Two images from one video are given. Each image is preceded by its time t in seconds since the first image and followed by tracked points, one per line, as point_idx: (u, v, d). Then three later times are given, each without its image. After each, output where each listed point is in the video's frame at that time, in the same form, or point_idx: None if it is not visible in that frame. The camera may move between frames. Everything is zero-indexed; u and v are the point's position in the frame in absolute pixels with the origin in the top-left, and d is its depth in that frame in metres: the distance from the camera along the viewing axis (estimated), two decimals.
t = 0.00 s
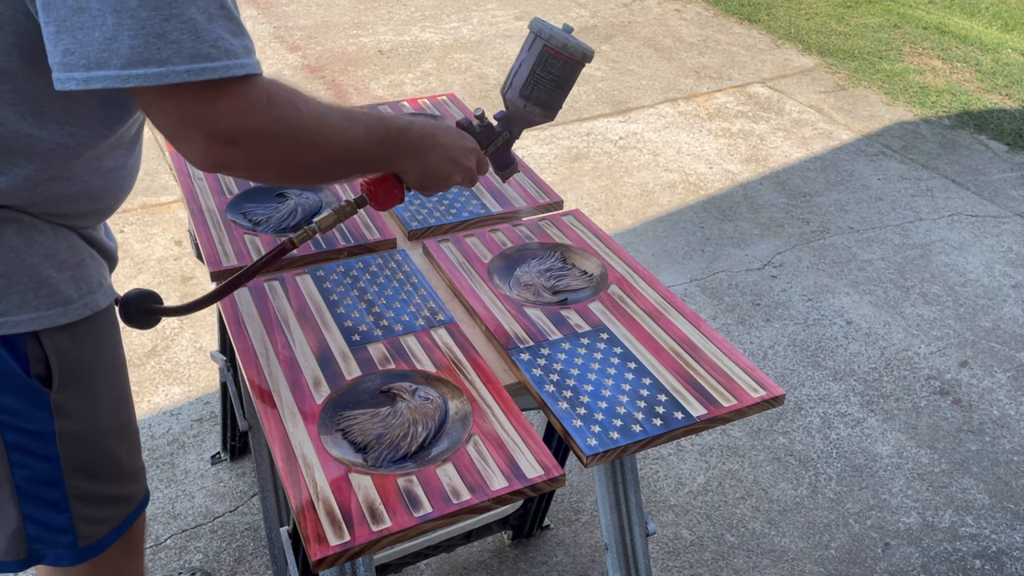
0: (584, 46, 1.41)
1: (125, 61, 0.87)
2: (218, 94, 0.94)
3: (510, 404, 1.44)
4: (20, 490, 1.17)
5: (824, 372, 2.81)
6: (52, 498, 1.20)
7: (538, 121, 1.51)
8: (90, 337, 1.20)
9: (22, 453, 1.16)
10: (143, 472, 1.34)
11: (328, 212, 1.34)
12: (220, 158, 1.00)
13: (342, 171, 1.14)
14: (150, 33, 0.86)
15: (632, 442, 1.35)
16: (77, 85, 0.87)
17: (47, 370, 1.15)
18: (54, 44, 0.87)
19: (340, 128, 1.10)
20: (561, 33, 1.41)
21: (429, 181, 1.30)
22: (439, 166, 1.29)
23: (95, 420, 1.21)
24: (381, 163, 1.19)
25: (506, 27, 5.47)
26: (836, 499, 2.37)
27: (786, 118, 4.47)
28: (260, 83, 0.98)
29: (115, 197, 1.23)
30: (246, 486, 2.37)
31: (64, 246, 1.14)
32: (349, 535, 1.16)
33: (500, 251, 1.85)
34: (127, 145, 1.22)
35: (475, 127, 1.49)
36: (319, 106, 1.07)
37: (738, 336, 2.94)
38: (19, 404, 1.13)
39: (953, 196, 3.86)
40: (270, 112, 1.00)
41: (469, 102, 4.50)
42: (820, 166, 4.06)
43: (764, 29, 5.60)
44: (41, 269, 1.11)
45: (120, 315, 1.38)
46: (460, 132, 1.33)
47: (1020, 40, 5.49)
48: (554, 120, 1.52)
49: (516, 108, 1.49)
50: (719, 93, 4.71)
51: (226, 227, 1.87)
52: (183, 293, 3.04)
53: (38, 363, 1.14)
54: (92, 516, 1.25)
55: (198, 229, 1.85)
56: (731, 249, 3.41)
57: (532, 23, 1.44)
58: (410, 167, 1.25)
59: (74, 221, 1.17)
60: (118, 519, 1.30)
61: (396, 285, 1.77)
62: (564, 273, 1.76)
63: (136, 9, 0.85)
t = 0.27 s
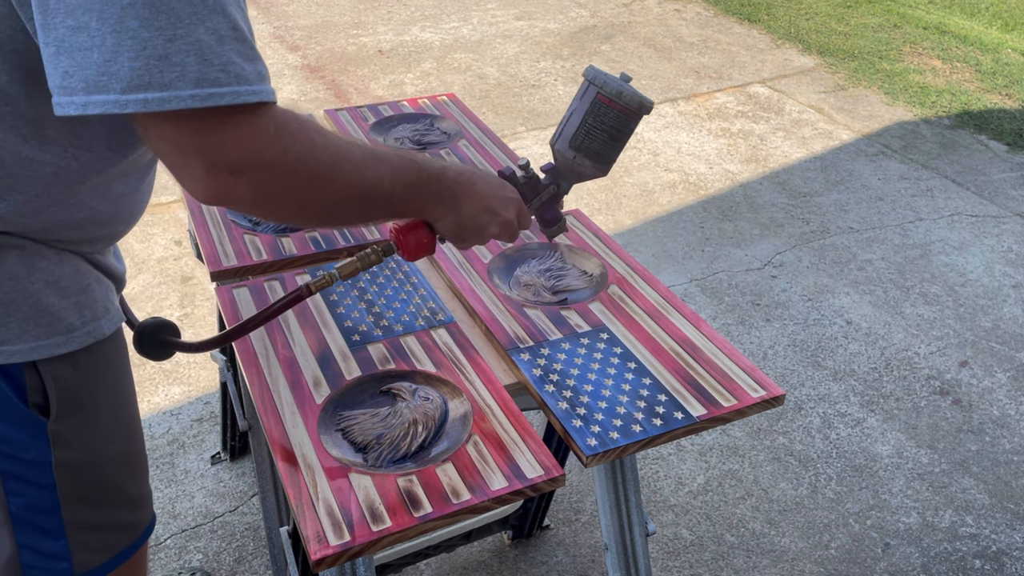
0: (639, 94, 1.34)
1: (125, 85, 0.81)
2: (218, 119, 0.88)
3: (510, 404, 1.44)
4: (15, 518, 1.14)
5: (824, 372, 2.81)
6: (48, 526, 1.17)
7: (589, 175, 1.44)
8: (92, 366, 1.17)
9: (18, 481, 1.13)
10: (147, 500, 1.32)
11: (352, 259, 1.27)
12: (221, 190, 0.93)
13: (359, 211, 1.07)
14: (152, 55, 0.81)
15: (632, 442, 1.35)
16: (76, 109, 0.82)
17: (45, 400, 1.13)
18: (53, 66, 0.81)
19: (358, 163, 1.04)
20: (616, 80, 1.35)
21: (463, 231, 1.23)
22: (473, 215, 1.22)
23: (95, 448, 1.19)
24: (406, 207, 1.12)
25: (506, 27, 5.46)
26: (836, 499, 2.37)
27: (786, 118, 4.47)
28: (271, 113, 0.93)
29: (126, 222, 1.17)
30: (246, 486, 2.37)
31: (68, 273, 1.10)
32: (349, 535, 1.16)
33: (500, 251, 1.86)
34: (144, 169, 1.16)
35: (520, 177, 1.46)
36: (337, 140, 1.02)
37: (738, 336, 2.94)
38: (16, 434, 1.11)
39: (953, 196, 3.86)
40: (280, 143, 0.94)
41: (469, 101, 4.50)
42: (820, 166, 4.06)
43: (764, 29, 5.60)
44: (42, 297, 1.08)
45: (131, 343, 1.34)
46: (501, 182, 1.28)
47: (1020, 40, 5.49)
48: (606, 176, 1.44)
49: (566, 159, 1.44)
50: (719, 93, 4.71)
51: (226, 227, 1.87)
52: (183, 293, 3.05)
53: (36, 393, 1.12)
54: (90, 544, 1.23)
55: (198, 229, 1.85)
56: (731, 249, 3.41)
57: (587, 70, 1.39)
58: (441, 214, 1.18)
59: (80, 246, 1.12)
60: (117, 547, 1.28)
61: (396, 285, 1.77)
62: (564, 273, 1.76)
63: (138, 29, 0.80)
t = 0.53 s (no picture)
0: (695, 127, 1.30)
1: (129, 105, 0.77)
2: (225, 145, 0.83)
3: (510, 404, 1.44)
4: (14, 542, 1.15)
5: (824, 372, 2.81)
6: (46, 551, 1.18)
7: (641, 215, 1.39)
8: (95, 392, 1.16)
9: (16, 508, 1.13)
10: (149, 521, 1.31)
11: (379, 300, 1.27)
12: (226, 218, 0.88)
13: (377, 243, 1.02)
14: (157, 75, 0.77)
15: (632, 442, 1.35)
16: (78, 131, 0.78)
17: (47, 427, 1.12)
18: (55, 85, 0.78)
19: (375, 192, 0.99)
20: (670, 112, 1.32)
21: (492, 266, 1.19)
22: (509, 253, 1.19)
23: (95, 473, 1.19)
24: (428, 240, 1.07)
25: (506, 27, 5.46)
26: (835, 499, 2.37)
27: (786, 118, 4.47)
28: (284, 138, 0.88)
29: (136, 246, 1.16)
30: (246, 486, 2.36)
31: (73, 296, 1.09)
32: (350, 535, 1.16)
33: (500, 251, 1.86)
34: (160, 195, 1.14)
35: (566, 216, 1.44)
36: (353, 168, 0.97)
37: (738, 336, 2.94)
38: (17, 460, 1.11)
39: (953, 196, 3.86)
40: (290, 170, 0.89)
41: (469, 102, 4.50)
42: (820, 166, 4.06)
43: (764, 29, 5.60)
44: (45, 323, 1.07)
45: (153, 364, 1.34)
46: (540, 220, 1.23)
47: (1020, 40, 5.49)
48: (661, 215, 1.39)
49: (615, 197, 1.40)
50: (719, 93, 4.71)
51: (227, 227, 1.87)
52: (183, 293, 3.04)
53: (38, 420, 1.11)
54: (89, 567, 1.23)
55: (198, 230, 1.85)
56: (731, 249, 3.41)
57: (638, 103, 1.37)
58: (465, 247, 1.14)
59: (88, 269, 1.11)
60: (117, 568, 1.28)
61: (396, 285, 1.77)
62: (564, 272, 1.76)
63: (142, 48, 0.76)
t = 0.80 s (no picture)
0: (760, 170, 1.13)
1: (142, 116, 0.76)
2: (234, 155, 0.82)
3: (510, 404, 1.44)
4: (16, 560, 1.16)
5: (824, 372, 2.81)
6: (49, 567, 1.19)
7: (701, 267, 1.22)
8: (100, 410, 1.16)
9: (18, 526, 1.14)
10: (153, 535, 1.32)
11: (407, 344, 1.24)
12: (234, 233, 0.86)
13: (397, 273, 0.98)
14: (170, 83, 0.76)
15: (632, 442, 1.35)
16: (92, 143, 0.78)
17: (50, 444, 1.12)
18: (68, 96, 0.78)
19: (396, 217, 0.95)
20: (731, 153, 1.15)
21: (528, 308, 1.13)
22: (547, 296, 1.13)
23: (96, 493, 1.19)
24: (455, 272, 1.03)
25: (506, 27, 5.46)
26: (835, 499, 2.37)
27: (786, 118, 4.47)
28: (296, 153, 0.86)
29: (145, 260, 1.15)
30: (246, 486, 2.36)
31: (79, 313, 1.09)
32: (350, 535, 1.16)
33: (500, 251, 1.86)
34: (170, 213, 1.14)
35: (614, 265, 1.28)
36: (374, 190, 0.94)
37: (738, 336, 2.94)
38: (20, 478, 1.11)
39: (953, 196, 3.86)
40: (302, 186, 0.87)
41: (469, 102, 4.50)
42: (820, 166, 4.06)
43: (764, 29, 5.60)
44: (49, 341, 1.06)
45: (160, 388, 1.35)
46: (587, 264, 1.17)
47: (1020, 40, 5.49)
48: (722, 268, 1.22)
49: (670, 246, 1.24)
50: (719, 93, 4.71)
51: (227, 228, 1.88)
52: (183, 293, 3.05)
53: (41, 438, 1.11)
54: None
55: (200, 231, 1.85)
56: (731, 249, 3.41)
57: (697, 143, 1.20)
58: (497, 284, 1.08)
59: (97, 284, 1.11)
60: None
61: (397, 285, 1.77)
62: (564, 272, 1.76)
63: (154, 56, 0.75)
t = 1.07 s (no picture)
0: (773, 164, 1.11)
1: (146, 116, 0.76)
2: (235, 157, 0.82)
3: (510, 404, 1.44)
4: (20, 565, 1.15)
5: (824, 372, 2.81)
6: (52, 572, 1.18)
7: (720, 268, 1.20)
8: (105, 412, 1.16)
9: (23, 530, 1.13)
10: (155, 538, 1.31)
11: (418, 351, 1.23)
12: (235, 235, 0.86)
13: (399, 274, 0.98)
14: (173, 83, 0.76)
15: (632, 442, 1.35)
16: (94, 144, 0.78)
17: (55, 447, 1.12)
18: (72, 97, 0.78)
19: (398, 220, 0.95)
20: (743, 149, 1.13)
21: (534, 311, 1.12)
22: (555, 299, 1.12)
23: (102, 497, 1.19)
24: (458, 275, 1.03)
25: (506, 27, 5.46)
26: (835, 499, 2.37)
27: (786, 118, 4.47)
28: (297, 155, 0.86)
29: (147, 263, 1.16)
30: (246, 486, 2.36)
31: (83, 315, 1.09)
32: (350, 535, 1.16)
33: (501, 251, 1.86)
34: (170, 219, 1.15)
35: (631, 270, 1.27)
36: (376, 193, 0.94)
37: (738, 336, 2.94)
38: (25, 482, 1.10)
39: (953, 196, 3.86)
40: (303, 188, 0.87)
41: (469, 102, 4.50)
42: (820, 166, 4.06)
43: (764, 29, 5.60)
44: (54, 343, 1.06)
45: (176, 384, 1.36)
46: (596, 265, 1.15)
47: (1020, 40, 5.49)
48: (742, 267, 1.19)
49: (685, 247, 1.21)
50: (719, 93, 4.71)
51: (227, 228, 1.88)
52: (183, 293, 3.05)
53: (46, 441, 1.11)
54: None
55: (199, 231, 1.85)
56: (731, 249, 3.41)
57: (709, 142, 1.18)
58: (501, 288, 1.08)
59: (100, 286, 1.11)
60: None
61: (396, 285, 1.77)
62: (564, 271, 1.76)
63: (159, 56, 0.75)
